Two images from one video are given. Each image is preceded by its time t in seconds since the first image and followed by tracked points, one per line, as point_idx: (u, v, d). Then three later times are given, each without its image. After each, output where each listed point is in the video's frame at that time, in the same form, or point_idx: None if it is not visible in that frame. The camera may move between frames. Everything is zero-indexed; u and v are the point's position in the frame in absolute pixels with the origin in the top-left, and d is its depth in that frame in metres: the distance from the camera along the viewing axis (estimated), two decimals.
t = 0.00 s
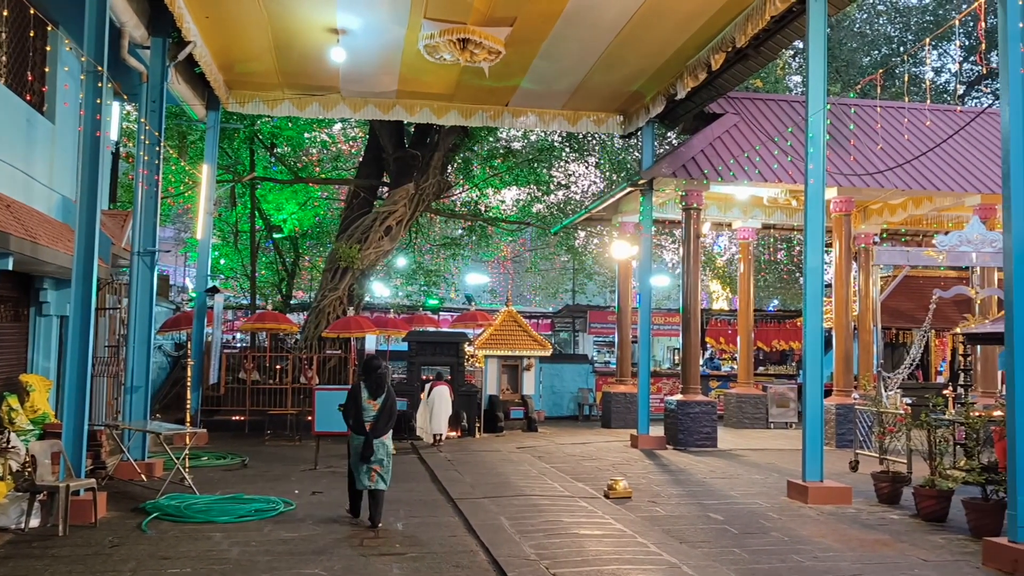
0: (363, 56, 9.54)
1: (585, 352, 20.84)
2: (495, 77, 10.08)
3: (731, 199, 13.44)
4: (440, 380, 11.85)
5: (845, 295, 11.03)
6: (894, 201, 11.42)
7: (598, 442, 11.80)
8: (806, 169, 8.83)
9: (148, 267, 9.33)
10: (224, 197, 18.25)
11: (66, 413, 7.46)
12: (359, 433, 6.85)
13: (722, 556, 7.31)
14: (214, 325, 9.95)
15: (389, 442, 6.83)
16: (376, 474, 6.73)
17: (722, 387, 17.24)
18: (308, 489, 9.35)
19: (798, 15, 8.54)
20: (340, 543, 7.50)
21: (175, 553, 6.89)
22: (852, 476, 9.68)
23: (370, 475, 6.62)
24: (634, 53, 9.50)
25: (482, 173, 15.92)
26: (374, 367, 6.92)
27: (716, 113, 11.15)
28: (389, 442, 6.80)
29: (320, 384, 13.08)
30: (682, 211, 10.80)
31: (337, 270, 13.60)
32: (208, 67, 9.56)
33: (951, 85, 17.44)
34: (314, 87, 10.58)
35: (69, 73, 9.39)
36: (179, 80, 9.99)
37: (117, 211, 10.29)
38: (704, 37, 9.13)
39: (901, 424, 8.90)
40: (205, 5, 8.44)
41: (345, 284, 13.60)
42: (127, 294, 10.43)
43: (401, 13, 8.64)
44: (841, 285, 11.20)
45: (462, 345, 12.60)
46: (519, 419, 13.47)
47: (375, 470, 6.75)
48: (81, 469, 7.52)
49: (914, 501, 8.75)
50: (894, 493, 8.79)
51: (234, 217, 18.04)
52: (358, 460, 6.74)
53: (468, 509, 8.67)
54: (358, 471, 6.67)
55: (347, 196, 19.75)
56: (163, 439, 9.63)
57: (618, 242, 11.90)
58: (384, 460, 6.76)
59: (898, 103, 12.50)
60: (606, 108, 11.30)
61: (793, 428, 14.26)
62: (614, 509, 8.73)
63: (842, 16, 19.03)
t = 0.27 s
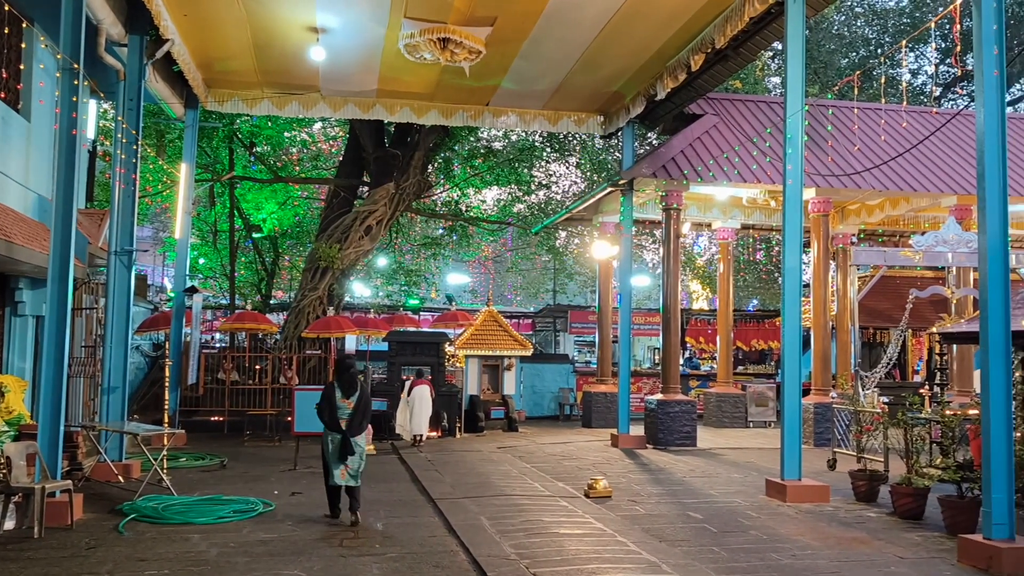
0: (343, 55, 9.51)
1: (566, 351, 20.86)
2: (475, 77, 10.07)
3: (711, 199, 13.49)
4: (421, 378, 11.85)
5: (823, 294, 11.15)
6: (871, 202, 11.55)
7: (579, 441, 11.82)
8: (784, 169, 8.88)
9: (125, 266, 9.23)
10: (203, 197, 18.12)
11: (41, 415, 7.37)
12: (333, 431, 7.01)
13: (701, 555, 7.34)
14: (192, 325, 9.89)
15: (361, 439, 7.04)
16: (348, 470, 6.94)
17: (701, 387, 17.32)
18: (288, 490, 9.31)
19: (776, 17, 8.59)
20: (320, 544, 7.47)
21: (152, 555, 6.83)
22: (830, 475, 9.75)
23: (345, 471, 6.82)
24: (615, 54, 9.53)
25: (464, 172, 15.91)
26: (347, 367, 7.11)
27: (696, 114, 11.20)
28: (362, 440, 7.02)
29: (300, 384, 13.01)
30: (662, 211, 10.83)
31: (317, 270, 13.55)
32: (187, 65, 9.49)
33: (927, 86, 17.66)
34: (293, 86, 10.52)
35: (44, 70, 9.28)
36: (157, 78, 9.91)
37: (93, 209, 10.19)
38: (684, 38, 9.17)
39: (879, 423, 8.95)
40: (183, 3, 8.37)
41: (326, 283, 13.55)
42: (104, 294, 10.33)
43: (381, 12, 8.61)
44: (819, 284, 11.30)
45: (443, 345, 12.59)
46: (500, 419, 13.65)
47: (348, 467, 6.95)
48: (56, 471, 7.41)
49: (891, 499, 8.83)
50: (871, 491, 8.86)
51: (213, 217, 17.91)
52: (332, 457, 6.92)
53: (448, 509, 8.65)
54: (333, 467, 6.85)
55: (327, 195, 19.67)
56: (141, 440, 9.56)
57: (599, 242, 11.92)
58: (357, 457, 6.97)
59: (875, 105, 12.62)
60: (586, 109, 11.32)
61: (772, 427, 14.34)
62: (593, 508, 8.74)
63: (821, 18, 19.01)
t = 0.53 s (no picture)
0: (323, 54, 9.46)
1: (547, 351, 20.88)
2: (456, 77, 10.07)
3: (691, 200, 13.55)
4: (402, 377, 11.80)
5: (802, 295, 11.15)
6: (848, 202, 11.60)
7: (560, 441, 11.84)
8: (763, 170, 8.94)
9: (102, 266, 9.14)
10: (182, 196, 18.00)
11: (17, 416, 7.28)
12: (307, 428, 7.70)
13: (681, 553, 7.37)
14: (171, 325, 9.83)
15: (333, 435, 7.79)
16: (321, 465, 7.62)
17: (682, 386, 17.39)
18: (267, 491, 9.27)
19: (755, 18, 8.64)
20: (300, 545, 7.44)
21: (130, 557, 6.78)
22: (808, 473, 9.82)
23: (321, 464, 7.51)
24: (595, 55, 9.55)
25: (444, 172, 15.90)
26: (320, 368, 7.94)
27: (676, 115, 11.24)
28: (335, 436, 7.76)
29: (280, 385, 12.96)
30: (643, 211, 10.85)
31: (298, 270, 13.50)
32: (165, 64, 9.42)
33: (905, 88, 17.85)
34: (273, 85, 10.47)
35: (20, 68, 9.19)
36: (135, 77, 9.83)
37: (70, 209, 10.10)
38: (664, 39, 9.21)
39: (856, 422, 9.00)
40: (161, 1, 8.31)
41: (306, 283, 13.51)
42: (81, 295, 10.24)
43: (361, 12, 8.57)
44: (797, 285, 11.33)
45: (423, 345, 12.59)
46: (481, 419, 13.61)
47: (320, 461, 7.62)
48: (32, 473, 7.32)
49: (868, 497, 8.90)
50: (849, 489, 8.94)
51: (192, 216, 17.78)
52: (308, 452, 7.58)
53: (429, 509, 8.65)
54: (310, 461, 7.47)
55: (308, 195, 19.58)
56: (119, 441, 9.48)
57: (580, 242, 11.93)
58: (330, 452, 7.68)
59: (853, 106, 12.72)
60: (567, 109, 11.34)
61: (751, 426, 14.42)
62: (574, 508, 8.77)
63: (800, 19, 19.12)
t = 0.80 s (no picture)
0: (307, 53, 9.41)
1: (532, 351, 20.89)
2: (441, 77, 10.06)
3: (675, 200, 13.59)
4: (388, 376, 11.78)
5: (785, 295, 11.24)
6: (832, 203, 11.65)
7: (545, 441, 11.85)
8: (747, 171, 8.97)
9: (85, 266, 9.05)
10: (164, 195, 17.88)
11: None
12: (289, 428, 7.90)
13: (666, 553, 7.39)
14: (154, 325, 9.76)
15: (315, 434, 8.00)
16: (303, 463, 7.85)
17: (667, 386, 17.44)
18: (252, 492, 9.23)
19: (740, 19, 8.67)
20: (285, 546, 7.41)
21: (112, 559, 6.73)
22: (792, 472, 9.87)
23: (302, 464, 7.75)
24: (580, 55, 9.56)
25: (429, 172, 15.88)
26: (301, 368, 8.09)
27: (660, 116, 11.27)
28: (316, 436, 7.98)
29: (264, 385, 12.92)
30: (628, 212, 10.87)
31: (282, 270, 13.47)
32: (148, 62, 9.36)
33: (887, 89, 18.00)
34: (257, 84, 10.42)
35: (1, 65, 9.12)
36: (117, 75, 9.77)
37: (51, 208, 10.02)
38: (649, 40, 9.23)
39: (839, 421, 9.01)
40: None
41: (290, 283, 13.48)
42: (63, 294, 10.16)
43: (346, 11, 8.54)
44: (781, 285, 11.42)
45: (410, 345, 12.64)
46: (466, 419, 13.62)
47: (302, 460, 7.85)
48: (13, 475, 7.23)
49: (851, 496, 8.96)
50: (833, 488, 8.98)
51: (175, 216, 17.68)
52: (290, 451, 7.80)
53: (414, 510, 8.63)
54: (291, 462, 7.71)
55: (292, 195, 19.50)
56: (101, 442, 9.42)
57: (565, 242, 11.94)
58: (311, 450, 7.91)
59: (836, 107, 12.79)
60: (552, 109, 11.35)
61: (735, 425, 14.49)
62: (559, 508, 8.77)
63: (783, 21, 19.36)
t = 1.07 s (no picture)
0: (288, 52, 9.38)
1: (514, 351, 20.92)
2: (422, 77, 10.05)
3: (656, 201, 13.65)
4: (367, 375, 11.63)
5: (765, 295, 11.18)
6: (811, 203, 11.69)
7: (527, 441, 11.86)
8: (728, 171, 9.01)
9: (63, 266, 8.92)
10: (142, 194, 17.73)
11: None
12: (268, 428, 7.91)
13: (646, 552, 7.42)
14: (133, 326, 9.67)
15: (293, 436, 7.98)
16: (281, 464, 7.86)
17: (648, 386, 17.52)
18: (231, 493, 9.19)
19: (720, 21, 8.71)
20: (264, 547, 7.38)
21: (89, 562, 6.67)
22: (772, 472, 9.93)
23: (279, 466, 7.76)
24: (561, 56, 9.58)
25: (410, 172, 15.86)
26: (282, 369, 8.04)
27: (641, 117, 11.31)
28: (295, 438, 7.96)
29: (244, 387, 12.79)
30: (609, 212, 10.89)
31: (262, 270, 13.41)
32: (126, 61, 9.28)
33: (866, 91, 18.18)
34: (237, 84, 10.37)
35: None
36: (95, 74, 9.68)
37: (27, 207, 9.92)
38: (629, 41, 9.27)
39: (818, 420, 9.08)
40: None
41: (270, 283, 13.42)
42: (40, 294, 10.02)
43: (327, 11, 8.51)
44: (761, 285, 11.37)
45: (390, 346, 12.58)
46: (447, 420, 13.66)
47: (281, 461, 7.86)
48: None
49: (830, 494, 9.02)
50: (812, 487, 9.05)
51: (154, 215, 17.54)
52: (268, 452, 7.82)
53: (395, 511, 8.62)
54: (268, 463, 7.72)
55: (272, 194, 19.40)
56: (79, 443, 9.34)
57: (547, 242, 11.96)
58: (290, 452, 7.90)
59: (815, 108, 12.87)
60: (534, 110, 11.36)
61: (716, 425, 14.56)
62: (540, 508, 8.79)
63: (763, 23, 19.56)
